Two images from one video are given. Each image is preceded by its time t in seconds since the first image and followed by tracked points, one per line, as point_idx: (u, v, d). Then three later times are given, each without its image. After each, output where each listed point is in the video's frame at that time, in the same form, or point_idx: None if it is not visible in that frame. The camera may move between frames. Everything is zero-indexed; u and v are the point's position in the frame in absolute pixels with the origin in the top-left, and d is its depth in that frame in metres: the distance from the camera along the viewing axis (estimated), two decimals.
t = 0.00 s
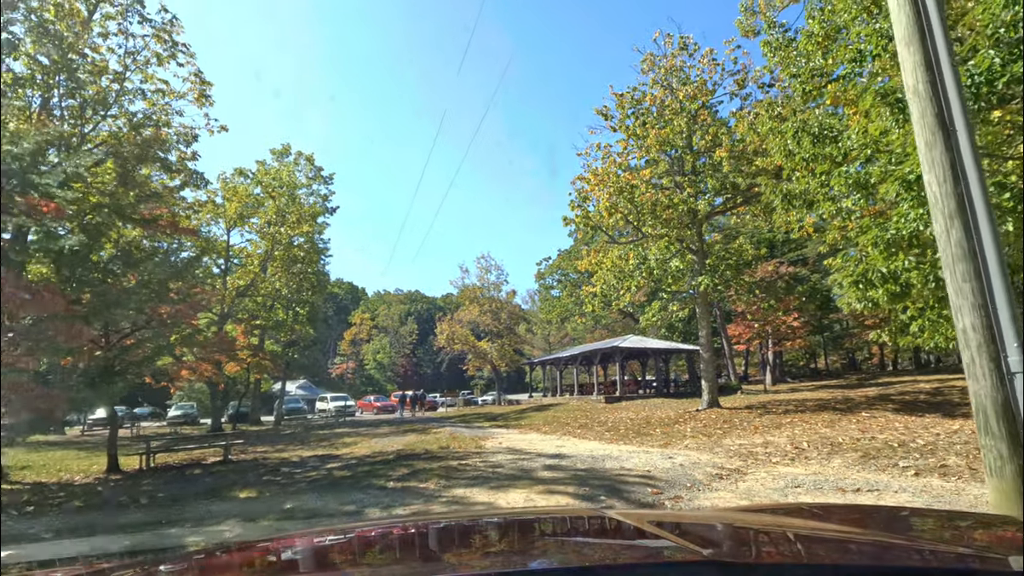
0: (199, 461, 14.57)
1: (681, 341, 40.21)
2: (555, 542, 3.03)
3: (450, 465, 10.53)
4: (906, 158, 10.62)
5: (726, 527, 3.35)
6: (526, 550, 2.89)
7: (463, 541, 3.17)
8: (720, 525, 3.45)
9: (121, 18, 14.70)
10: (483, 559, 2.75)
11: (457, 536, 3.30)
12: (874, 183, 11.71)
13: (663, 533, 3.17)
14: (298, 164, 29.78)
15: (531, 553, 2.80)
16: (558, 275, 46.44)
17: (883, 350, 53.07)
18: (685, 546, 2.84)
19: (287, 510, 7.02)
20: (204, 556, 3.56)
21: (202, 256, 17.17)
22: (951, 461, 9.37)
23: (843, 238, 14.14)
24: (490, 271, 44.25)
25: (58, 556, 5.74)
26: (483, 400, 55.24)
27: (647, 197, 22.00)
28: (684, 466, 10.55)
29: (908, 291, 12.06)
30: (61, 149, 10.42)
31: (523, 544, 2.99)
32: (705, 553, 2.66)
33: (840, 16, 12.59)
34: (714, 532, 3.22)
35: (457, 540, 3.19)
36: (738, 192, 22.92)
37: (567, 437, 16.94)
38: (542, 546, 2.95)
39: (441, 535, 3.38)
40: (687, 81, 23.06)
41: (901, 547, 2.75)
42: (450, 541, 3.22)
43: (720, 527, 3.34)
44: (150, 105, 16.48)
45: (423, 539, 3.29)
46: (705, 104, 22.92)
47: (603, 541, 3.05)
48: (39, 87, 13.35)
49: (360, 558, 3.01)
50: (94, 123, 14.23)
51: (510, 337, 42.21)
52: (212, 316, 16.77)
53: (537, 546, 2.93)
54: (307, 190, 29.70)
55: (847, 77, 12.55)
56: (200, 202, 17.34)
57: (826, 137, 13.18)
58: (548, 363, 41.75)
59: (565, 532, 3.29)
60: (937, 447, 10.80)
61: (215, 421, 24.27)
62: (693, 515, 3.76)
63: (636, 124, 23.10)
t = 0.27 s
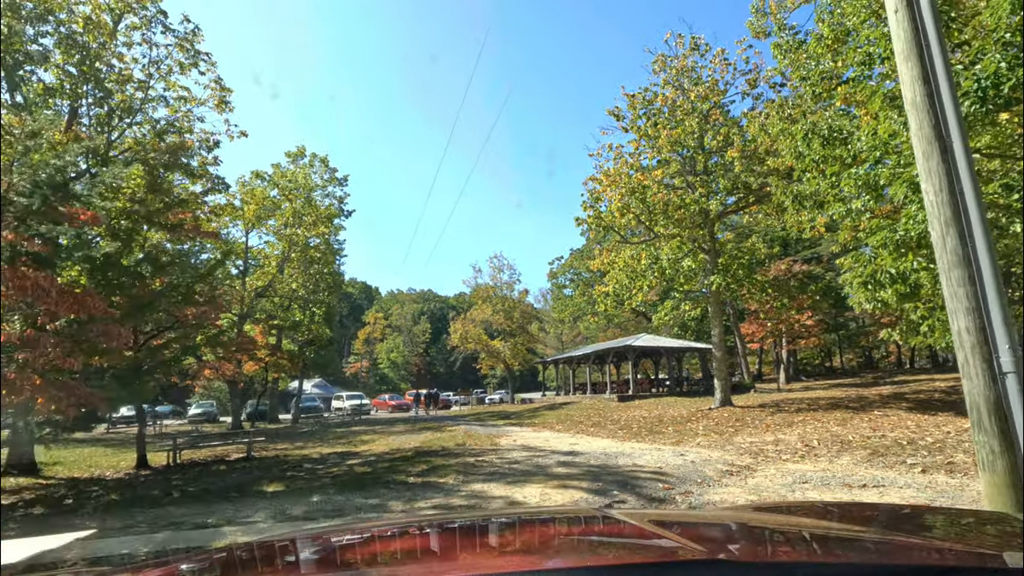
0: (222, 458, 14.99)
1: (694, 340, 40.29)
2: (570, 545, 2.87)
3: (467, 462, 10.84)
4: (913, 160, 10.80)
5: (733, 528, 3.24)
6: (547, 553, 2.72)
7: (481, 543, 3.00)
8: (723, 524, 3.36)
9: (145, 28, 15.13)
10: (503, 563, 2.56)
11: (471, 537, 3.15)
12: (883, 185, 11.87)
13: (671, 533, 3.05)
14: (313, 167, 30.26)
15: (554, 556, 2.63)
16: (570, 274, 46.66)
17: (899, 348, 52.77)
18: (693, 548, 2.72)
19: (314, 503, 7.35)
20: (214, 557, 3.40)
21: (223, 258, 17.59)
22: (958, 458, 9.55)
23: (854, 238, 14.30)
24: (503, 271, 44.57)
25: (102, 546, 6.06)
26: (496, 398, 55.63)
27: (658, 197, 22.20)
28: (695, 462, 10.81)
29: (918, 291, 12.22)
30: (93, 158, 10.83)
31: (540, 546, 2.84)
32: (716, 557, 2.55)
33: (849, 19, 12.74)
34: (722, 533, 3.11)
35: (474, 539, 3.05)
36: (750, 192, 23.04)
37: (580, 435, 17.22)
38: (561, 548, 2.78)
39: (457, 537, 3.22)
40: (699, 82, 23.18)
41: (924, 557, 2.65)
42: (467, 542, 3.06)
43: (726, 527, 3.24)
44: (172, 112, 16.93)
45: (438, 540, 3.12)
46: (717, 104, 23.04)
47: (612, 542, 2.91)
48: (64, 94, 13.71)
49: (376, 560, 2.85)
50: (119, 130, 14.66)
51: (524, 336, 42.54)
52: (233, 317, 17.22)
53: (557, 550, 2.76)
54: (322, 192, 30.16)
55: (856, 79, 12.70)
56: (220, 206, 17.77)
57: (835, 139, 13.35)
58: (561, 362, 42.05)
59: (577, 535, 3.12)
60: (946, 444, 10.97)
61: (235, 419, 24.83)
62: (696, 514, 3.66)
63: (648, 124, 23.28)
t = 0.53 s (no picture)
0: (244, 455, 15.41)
1: (706, 338, 40.36)
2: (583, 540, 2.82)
3: (484, 458, 11.16)
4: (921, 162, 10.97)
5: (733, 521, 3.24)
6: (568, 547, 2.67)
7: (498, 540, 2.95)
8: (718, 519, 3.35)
9: (167, 38, 15.56)
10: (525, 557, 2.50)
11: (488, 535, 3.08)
12: (892, 185, 12.04)
13: (674, 527, 3.05)
14: (328, 169, 30.73)
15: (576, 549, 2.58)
16: (583, 273, 46.88)
17: (915, 346, 52.42)
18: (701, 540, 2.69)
19: (340, 495, 7.69)
20: (239, 551, 3.45)
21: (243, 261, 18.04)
22: (966, 454, 9.74)
23: (864, 238, 14.44)
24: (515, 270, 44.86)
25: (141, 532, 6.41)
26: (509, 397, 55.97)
27: (670, 197, 22.39)
28: (706, 459, 11.06)
29: (926, 290, 12.38)
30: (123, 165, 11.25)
31: (557, 542, 2.77)
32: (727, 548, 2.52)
33: (857, 21, 12.90)
34: (725, 526, 3.10)
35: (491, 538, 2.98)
36: (762, 191, 23.16)
37: (593, 433, 17.49)
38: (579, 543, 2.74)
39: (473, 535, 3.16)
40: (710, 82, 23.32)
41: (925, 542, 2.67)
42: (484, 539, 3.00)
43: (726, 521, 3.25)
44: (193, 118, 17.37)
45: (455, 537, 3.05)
46: (728, 103, 23.19)
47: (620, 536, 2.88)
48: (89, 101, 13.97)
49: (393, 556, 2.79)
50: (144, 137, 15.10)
51: (536, 335, 42.86)
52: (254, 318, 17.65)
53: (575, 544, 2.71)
54: (336, 194, 30.59)
55: (865, 81, 12.86)
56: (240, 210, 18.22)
57: (844, 140, 13.51)
58: (573, 360, 42.30)
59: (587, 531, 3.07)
60: (955, 441, 11.14)
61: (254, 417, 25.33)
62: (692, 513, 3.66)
63: (659, 125, 23.45)
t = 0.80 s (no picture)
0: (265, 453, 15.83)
1: (718, 337, 40.41)
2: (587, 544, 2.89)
3: (498, 455, 11.47)
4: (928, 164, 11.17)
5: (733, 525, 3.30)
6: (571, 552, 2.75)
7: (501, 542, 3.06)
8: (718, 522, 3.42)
9: (187, 47, 15.95)
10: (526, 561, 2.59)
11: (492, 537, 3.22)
12: (899, 186, 12.22)
13: (677, 531, 3.10)
14: (341, 171, 31.14)
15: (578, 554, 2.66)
16: (594, 272, 47.04)
17: (930, 344, 52.07)
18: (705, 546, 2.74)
19: (363, 489, 8.05)
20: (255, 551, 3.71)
21: (261, 263, 18.46)
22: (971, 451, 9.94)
23: (873, 237, 14.57)
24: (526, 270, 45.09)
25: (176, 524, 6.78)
26: (520, 396, 56.27)
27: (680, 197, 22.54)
28: (716, 456, 11.32)
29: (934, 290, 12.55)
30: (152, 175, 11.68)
31: (567, 544, 2.94)
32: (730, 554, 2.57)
33: (865, 24, 13.05)
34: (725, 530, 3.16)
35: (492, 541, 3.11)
36: (773, 190, 23.26)
37: (605, 432, 17.73)
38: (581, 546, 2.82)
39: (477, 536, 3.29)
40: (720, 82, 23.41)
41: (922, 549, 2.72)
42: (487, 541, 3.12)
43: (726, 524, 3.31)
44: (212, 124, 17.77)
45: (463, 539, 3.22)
46: (738, 103, 23.31)
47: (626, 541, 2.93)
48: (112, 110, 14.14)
49: (407, 558, 2.97)
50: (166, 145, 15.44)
51: (548, 334, 43.13)
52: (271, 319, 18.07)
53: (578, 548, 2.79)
54: (349, 195, 30.99)
55: (873, 83, 13.00)
56: (258, 213, 18.60)
57: (852, 141, 13.68)
58: (585, 359, 42.50)
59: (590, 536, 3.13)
60: (962, 439, 11.32)
61: (271, 416, 25.83)
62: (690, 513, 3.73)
63: (669, 125, 23.58)
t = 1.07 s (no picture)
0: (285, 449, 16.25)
1: (731, 336, 40.42)
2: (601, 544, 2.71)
3: (513, 452, 11.77)
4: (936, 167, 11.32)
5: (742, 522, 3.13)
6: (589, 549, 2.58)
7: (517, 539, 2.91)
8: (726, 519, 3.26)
9: (209, 55, 16.38)
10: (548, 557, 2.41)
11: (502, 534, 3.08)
12: (908, 188, 12.38)
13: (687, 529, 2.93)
14: (355, 173, 31.59)
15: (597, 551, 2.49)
16: (606, 271, 47.23)
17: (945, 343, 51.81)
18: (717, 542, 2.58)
19: (383, 484, 8.35)
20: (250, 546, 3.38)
21: (280, 264, 18.88)
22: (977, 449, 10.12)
23: (882, 238, 14.74)
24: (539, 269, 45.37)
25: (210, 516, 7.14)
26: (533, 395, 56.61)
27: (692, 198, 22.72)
28: (726, 453, 11.55)
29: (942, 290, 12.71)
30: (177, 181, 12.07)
31: (579, 545, 2.70)
32: (741, 548, 2.41)
33: (875, 28, 13.20)
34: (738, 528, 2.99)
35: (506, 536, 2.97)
36: (785, 190, 23.37)
37: (617, 429, 17.98)
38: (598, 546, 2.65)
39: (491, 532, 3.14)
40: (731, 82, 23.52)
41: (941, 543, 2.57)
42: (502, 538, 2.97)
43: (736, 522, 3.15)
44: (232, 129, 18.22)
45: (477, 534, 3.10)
46: (750, 103, 23.39)
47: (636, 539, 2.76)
48: (135, 116, 14.48)
49: (418, 553, 2.74)
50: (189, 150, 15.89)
51: (560, 334, 43.39)
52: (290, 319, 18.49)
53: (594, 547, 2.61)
54: (364, 197, 31.42)
55: (882, 87, 13.15)
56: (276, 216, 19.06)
57: (862, 144, 13.83)
58: (597, 358, 42.73)
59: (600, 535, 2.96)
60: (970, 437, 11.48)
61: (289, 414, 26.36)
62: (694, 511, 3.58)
63: (680, 126, 23.73)
